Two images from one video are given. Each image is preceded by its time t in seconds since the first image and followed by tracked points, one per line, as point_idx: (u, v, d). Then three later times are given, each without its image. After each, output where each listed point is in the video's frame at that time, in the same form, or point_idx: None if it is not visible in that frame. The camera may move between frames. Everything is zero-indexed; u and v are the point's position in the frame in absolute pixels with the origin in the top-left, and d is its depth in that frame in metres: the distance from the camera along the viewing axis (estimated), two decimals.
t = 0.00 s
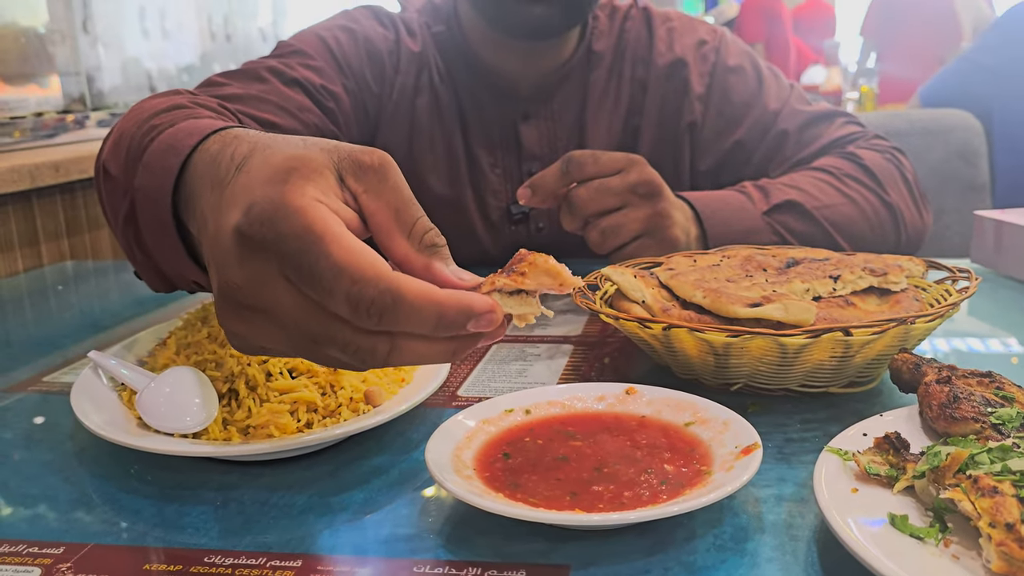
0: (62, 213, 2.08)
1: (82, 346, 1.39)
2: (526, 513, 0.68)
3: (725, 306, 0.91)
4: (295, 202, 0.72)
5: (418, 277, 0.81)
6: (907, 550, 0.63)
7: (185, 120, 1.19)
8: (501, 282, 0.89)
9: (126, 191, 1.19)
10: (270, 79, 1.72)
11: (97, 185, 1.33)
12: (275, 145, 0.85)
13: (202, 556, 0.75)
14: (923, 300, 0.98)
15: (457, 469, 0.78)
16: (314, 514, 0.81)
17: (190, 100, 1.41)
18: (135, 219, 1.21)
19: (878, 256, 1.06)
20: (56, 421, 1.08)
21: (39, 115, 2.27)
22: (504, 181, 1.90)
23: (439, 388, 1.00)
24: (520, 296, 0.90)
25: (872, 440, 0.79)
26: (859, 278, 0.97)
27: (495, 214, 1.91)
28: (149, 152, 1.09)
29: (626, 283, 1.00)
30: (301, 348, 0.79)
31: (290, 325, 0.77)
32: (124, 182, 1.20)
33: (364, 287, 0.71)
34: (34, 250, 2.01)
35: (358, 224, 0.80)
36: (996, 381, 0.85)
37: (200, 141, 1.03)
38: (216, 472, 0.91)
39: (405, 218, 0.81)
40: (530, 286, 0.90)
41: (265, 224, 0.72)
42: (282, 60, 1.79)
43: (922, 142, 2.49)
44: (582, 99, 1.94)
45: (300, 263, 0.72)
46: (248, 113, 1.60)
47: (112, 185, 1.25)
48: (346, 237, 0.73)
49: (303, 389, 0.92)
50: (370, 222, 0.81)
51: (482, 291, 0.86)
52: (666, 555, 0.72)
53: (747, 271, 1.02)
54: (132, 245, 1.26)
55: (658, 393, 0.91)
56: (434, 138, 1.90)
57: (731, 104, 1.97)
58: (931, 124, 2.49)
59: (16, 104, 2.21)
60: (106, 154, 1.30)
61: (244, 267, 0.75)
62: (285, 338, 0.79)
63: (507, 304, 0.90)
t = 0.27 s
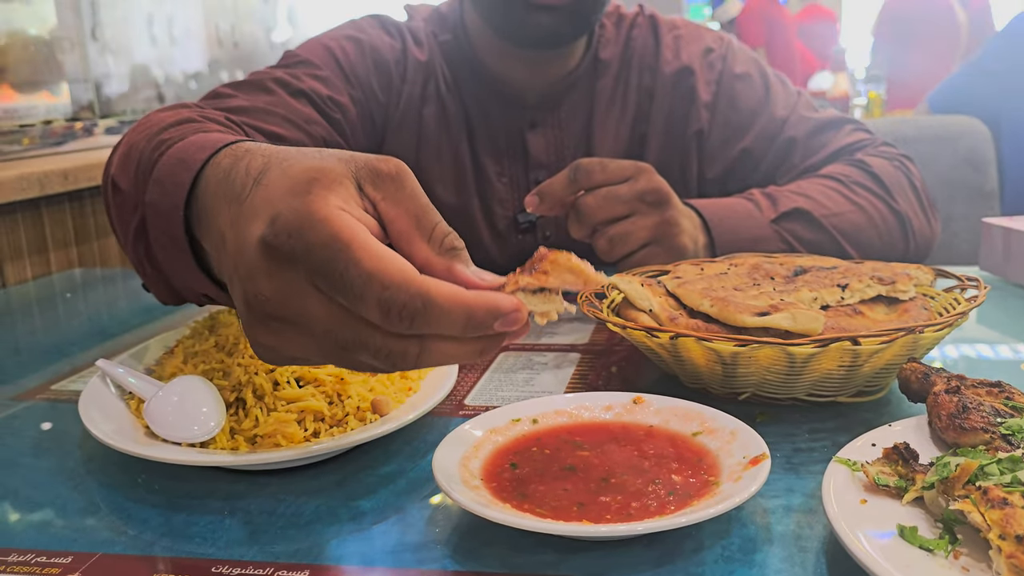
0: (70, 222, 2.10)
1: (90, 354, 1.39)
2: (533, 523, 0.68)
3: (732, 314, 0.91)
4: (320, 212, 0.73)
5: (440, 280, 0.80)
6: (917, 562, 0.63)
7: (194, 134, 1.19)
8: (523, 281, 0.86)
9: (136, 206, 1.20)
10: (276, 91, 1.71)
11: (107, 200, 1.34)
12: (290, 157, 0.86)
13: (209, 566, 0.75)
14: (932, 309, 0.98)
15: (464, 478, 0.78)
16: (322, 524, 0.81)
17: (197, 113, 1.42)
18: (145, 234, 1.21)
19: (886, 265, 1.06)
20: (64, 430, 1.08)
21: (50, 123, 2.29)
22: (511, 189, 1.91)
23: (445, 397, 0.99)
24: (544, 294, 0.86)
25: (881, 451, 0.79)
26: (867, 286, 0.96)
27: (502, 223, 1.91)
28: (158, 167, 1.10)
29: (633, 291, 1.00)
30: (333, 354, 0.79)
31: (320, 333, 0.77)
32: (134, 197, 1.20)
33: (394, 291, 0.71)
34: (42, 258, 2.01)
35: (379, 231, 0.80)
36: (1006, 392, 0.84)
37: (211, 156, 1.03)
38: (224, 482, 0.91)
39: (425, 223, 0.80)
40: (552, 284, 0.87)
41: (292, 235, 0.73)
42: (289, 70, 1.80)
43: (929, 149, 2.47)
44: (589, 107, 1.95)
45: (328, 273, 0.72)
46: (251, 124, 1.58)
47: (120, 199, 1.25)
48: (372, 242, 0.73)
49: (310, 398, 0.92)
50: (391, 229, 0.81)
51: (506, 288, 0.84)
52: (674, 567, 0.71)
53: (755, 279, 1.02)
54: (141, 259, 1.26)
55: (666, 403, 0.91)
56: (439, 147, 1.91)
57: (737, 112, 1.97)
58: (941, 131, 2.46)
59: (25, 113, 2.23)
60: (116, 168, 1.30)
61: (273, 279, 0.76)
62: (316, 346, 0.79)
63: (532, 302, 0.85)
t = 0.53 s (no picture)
0: (79, 229, 2.11)
1: (99, 362, 1.40)
2: (542, 535, 0.69)
3: (740, 325, 0.91)
4: (317, 221, 0.73)
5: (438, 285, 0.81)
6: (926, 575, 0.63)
7: (197, 145, 1.20)
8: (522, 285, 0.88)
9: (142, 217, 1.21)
10: (282, 100, 1.73)
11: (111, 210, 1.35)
12: (287, 169, 0.87)
13: None
14: (940, 318, 0.98)
15: (474, 490, 0.78)
16: (331, 535, 0.82)
17: (203, 123, 1.43)
18: (149, 243, 1.22)
19: (893, 274, 1.06)
20: (75, 440, 1.09)
21: (59, 131, 2.32)
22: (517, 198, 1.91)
23: (453, 407, 1.00)
24: (542, 298, 0.89)
25: (890, 462, 0.79)
26: (875, 296, 0.96)
27: (507, 230, 1.91)
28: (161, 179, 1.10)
29: (640, 301, 1.00)
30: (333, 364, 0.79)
31: (318, 344, 0.78)
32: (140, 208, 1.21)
33: (392, 298, 0.72)
34: (51, 266, 2.03)
35: (376, 238, 0.81)
36: (1014, 403, 0.84)
37: (212, 170, 1.04)
38: (233, 492, 0.92)
39: (423, 229, 0.81)
40: (551, 287, 0.89)
41: (290, 245, 0.73)
42: (295, 81, 1.82)
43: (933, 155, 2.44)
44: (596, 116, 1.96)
45: (327, 281, 0.73)
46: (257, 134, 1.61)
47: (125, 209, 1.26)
48: (369, 250, 0.74)
49: (319, 409, 0.93)
50: (389, 237, 0.82)
51: (501, 292, 0.87)
52: None
53: (762, 289, 1.03)
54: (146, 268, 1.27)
55: (674, 413, 0.91)
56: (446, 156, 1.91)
57: (744, 120, 1.97)
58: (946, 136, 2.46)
59: (34, 121, 2.26)
60: (121, 178, 1.31)
61: (272, 289, 0.76)
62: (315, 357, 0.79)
63: (530, 306, 0.88)
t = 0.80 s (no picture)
0: (84, 233, 2.12)
1: (103, 366, 1.40)
2: (546, 539, 0.69)
3: (744, 329, 0.91)
4: (327, 213, 0.73)
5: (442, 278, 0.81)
6: None
7: (196, 145, 1.20)
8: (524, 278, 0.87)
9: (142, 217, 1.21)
10: (282, 103, 1.74)
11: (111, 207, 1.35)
12: (291, 166, 0.87)
13: None
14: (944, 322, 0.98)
15: (478, 494, 0.78)
16: (336, 539, 0.82)
17: (201, 124, 1.43)
18: (149, 242, 1.23)
19: (897, 278, 1.06)
20: (79, 444, 1.09)
21: (64, 135, 2.34)
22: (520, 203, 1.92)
23: (457, 411, 1.00)
24: (544, 291, 0.87)
25: (894, 466, 0.79)
26: (879, 300, 0.96)
27: (510, 232, 1.92)
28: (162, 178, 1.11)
29: (644, 305, 1.00)
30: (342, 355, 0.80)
31: (327, 335, 0.78)
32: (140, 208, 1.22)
33: (402, 288, 0.72)
34: (55, 269, 2.03)
35: (381, 230, 0.82)
36: (1019, 408, 0.84)
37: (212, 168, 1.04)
38: (237, 495, 0.92)
39: (426, 223, 0.82)
40: (553, 279, 0.87)
41: (300, 238, 0.73)
42: (295, 83, 1.82)
43: (938, 159, 2.46)
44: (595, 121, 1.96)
45: (338, 273, 0.73)
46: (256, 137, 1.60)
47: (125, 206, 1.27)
48: (378, 242, 0.74)
49: (324, 413, 0.93)
50: (392, 230, 0.82)
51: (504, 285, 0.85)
52: None
53: (766, 292, 1.03)
54: (144, 266, 1.28)
55: (678, 417, 0.91)
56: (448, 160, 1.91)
57: (746, 124, 1.97)
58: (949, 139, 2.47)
59: (38, 125, 2.27)
60: (121, 177, 1.32)
61: (282, 281, 0.76)
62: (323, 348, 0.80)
63: (533, 298, 0.86)
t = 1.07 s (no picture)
0: (87, 236, 2.12)
1: (105, 368, 1.41)
2: (547, 541, 0.69)
3: (745, 331, 0.91)
4: (364, 109, 0.87)
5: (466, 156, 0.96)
6: None
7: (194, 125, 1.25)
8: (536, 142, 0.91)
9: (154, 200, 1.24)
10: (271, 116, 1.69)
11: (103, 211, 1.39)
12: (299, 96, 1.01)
13: None
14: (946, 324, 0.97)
15: (479, 496, 0.78)
16: (338, 540, 0.82)
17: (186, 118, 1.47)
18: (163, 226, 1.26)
19: (899, 280, 1.06)
20: (82, 445, 1.10)
21: (66, 138, 2.35)
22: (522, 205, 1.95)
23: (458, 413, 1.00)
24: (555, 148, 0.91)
25: (895, 468, 0.79)
26: (881, 301, 0.97)
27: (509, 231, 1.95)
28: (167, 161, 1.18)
29: (645, 307, 1.00)
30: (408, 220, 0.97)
31: (392, 218, 0.91)
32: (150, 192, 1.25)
33: (452, 147, 0.83)
34: (59, 272, 2.04)
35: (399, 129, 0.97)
36: (1021, 409, 0.84)
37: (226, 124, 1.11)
38: (240, 497, 0.92)
39: (436, 109, 0.99)
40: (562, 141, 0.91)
41: (349, 132, 0.86)
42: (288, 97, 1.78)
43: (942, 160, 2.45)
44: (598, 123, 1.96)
45: (391, 149, 0.85)
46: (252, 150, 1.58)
47: (122, 205, 1.30)
48: (412, 118, 0.88)
49: (325, 415, 0.93)
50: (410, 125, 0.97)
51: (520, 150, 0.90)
52: None
53: (768, 294, 1.03)
54: (154, 256, 1.33)
55: (679, 419, 0.91)
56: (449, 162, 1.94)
57: (749, 126, 1.97)
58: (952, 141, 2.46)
59: (41, 129, 2.28)
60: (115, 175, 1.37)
61: (339, 179, 0.90)
62: (389, 233, 0.94)
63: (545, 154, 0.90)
